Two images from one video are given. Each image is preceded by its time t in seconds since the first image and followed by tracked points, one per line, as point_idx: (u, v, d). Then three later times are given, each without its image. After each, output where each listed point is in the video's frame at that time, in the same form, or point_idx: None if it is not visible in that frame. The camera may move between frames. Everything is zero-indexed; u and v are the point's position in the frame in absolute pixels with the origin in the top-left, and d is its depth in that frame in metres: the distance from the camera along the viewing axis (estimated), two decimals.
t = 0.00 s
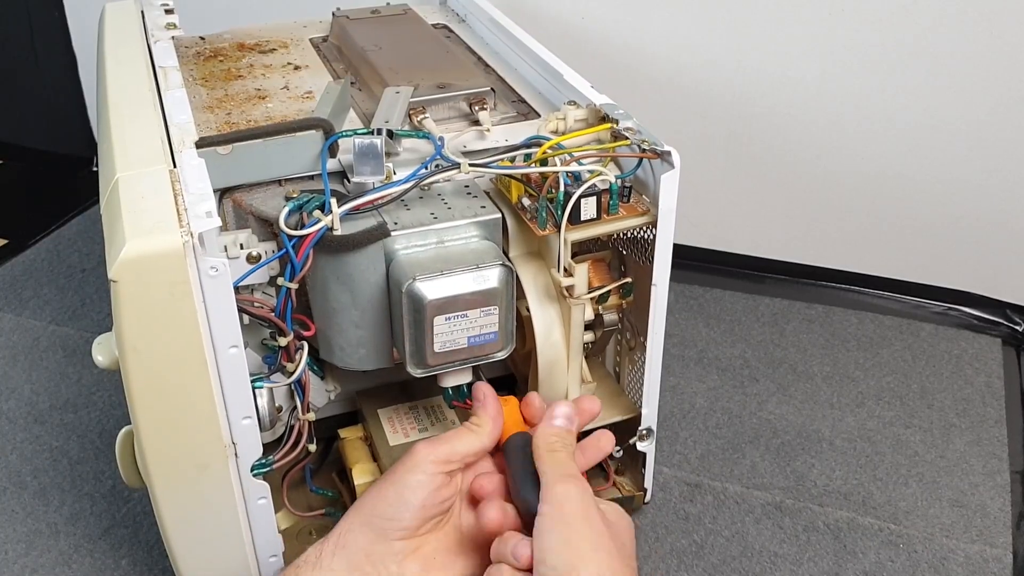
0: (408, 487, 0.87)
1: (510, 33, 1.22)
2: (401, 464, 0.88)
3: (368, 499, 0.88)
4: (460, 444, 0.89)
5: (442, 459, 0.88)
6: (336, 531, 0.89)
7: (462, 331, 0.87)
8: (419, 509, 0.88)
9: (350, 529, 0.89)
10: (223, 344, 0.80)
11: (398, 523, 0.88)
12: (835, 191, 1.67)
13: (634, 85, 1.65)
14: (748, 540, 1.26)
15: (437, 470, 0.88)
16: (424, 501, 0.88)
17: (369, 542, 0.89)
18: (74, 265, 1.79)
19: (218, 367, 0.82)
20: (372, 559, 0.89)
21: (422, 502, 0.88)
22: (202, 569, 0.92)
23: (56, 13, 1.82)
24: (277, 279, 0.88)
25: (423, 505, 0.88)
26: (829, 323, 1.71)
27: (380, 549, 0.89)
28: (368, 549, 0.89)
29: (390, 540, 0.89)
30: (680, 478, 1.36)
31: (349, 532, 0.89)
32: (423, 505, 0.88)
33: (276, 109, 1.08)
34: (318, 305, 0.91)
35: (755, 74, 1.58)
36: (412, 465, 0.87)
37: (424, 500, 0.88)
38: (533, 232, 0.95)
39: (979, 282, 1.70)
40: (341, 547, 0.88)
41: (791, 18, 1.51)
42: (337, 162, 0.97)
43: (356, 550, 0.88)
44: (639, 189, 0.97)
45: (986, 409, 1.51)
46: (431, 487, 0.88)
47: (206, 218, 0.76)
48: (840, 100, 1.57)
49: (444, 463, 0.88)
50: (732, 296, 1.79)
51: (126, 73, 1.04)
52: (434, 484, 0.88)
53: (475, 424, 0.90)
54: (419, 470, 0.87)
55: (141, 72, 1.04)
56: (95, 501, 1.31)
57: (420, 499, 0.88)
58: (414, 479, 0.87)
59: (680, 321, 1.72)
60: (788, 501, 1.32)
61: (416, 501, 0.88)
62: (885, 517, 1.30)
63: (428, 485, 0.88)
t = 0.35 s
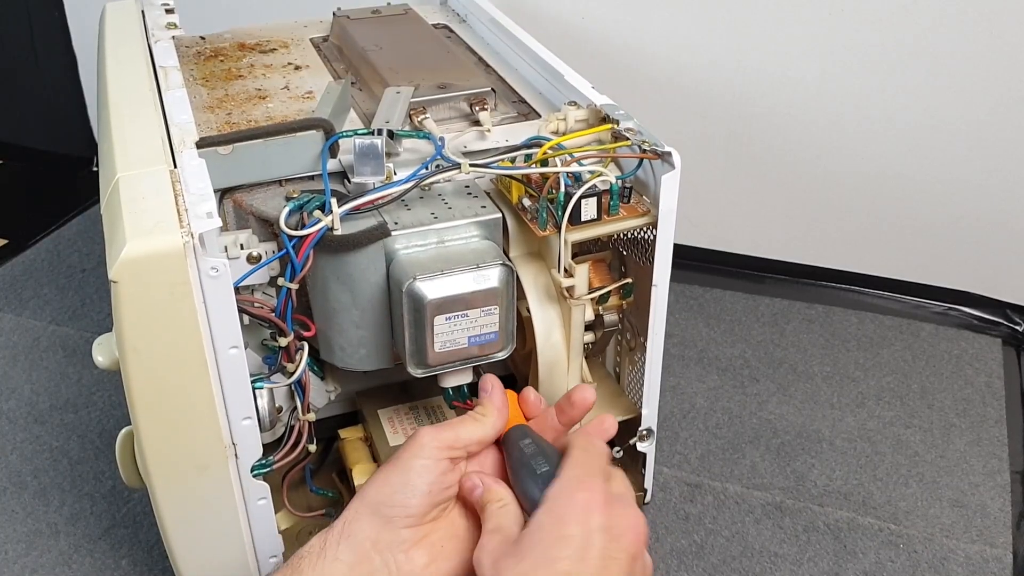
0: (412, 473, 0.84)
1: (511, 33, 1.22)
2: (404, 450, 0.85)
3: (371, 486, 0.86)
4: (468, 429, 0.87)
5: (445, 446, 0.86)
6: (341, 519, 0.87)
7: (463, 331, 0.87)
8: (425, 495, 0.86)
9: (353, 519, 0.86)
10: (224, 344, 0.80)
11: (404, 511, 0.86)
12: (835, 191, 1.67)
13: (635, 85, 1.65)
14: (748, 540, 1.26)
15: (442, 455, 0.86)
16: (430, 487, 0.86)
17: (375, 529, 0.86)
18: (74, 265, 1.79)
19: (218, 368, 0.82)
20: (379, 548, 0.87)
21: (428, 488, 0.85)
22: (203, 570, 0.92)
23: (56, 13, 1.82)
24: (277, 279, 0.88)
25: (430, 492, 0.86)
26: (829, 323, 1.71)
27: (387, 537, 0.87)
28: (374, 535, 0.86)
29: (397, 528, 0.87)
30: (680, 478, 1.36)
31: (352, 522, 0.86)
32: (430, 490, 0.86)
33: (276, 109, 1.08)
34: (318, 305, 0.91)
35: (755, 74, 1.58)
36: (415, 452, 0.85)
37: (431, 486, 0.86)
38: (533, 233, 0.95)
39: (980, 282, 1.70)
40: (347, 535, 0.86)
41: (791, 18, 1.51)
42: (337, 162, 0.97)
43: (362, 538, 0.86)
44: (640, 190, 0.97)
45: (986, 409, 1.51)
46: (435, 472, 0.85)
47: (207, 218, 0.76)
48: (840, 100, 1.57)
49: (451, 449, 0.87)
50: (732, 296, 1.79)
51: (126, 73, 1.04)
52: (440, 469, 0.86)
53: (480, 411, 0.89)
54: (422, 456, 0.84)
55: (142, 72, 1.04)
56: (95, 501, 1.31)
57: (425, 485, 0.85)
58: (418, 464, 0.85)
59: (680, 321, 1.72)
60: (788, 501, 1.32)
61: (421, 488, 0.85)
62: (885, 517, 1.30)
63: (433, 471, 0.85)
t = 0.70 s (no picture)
0: (407, 494, 0.86)
1: (511, 33, 1.22)
2: (400, 470, 0.86)
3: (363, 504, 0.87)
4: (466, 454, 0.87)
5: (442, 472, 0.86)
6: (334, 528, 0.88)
7: (463, 330, 0.87)
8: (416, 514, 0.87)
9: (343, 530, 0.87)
10: (223, 344, 0.80)
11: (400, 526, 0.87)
12: (835, 191, 1.67)
13: (634, 85, 1.65)
14: (748, 540, 1.26)
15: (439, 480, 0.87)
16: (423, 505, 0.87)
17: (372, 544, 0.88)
18: (74, 265, 1.79)
19: (217, 368, 0.82)
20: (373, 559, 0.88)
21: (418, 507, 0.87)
22: (203, 570, 0.92)
23: (56, 13, 1.82)
24: (277, 279, 0.88)
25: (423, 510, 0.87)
26: (829, 323, 1.71)
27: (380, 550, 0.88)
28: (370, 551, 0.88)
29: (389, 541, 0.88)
30: (679, 478, 1.36)
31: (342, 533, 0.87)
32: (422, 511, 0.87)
33: (276, 109, 1.08)
34: (318, 304, 0.91)
35: (755, 74, 1.58)
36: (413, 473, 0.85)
37: (423, 508, 0.87)
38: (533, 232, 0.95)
39: (980, 282, 1.70)
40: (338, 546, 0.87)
41: (791, 18, 1.51)
42: (337, 162, 0.97)
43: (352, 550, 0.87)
44: (639, 190, 0.97)
45: (986, 409, 1.51)
46: (430, 494, 0.87)
47: (206, 218, 0.76)
48: (839, 100, 1.57)
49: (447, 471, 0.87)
50: (732, 296, 1.79)
51: (126, 73, 1.04)
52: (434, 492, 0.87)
53: (486, 434, 0.88)
54: (418, 475, 0.85)
55: (141, 72, 1.04)
56: (95, 501, 1.31)
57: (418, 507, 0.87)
58: (414, 486, 0.86)
59: (680, 321, 1.72)
60: (788, 501, 1.32)
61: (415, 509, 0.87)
62: (885, 517, 1.30)
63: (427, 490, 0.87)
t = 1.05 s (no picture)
0: (410, 481, 0.81)
1: (511, 33, 1.22)
2: (402, 456, 0.82)
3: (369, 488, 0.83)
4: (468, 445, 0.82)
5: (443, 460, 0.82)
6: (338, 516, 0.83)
7: (463, 329, 0.87)
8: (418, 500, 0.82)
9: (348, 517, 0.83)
10: (223, 344, 0.80)
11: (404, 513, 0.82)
12: (835, 191, 1.67)
13: (634, 85, 1.65)
14: (748, 540, 1.26)
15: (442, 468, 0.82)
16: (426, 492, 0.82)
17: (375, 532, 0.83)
18: (74, 265, 1.79)
19: (218, 368, 0.81)
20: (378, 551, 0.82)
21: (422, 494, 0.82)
22: (203, 569, 0.92)
23: (56, 13, 1.82)
24: (277, 279, 0.88)
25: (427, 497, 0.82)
26: (829, 323, 1.71)
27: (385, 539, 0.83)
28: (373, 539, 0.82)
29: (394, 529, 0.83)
30: (679, 478, 1.36)
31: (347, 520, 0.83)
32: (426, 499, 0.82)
33: (276, 109, 1.08)
34: (318, 304, 0.91)
35: (755, 74, 1.58)
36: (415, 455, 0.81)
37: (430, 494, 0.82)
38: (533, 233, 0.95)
39: (980, 282, 1.70)
40: (342, 535, 0.83)
41: (791, 18, 1.51)
42: (337, 162, 0.97)
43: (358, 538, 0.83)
44: (640, 190, 0.97)
45: (986, 410, 1.51)
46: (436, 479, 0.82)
47: (207, 218, 0.76)
48: (839, 100, 1.57)
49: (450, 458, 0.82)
50: (732, 296, 1.79)
51: (126, 73, 1.04)
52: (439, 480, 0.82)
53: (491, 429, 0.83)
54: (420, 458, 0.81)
55: (141, 72, 1.04)
56: (95, 501, 1.31)
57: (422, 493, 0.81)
58: (416, 473, 0.81)
59: (680, 321, 1.72)
60: (788, 501, 1.32)
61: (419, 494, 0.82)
62: (885, 517, 1.30)
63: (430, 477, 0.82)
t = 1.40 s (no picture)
0: (408, 490, 0.82)
1: (511, 33, 1.22)
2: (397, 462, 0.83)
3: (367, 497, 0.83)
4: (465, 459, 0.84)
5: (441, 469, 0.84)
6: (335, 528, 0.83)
7: (463, 329, 0.87)
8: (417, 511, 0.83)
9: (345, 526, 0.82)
10: (224, 344, 0.80)
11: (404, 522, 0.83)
12: (835, 191, 1.67)
13: (634, 85, 1.65)
14: (748, 540, 1.26)
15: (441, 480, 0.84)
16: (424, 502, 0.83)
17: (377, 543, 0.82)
18: (74, 265, 1.79)
19: (218, 367, 0.81)
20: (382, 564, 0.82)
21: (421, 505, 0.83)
22: (203, 569, 0.92)
23: (56, 13, 1.82)
24: (278, 279, 0.88)
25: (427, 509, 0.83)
26: (829, 323, 1.71)
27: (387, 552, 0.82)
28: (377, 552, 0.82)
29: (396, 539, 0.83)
30: (679, 478, 1.36)
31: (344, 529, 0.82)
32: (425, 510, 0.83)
33: (276, 109, 1.08)
34: (317, 304, 0.91)
35: (755, 74, 1.58)
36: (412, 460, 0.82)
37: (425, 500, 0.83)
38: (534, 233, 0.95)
39: (980, 282, 1.70)
40: (340, 547, 0.82)
41: (791, 18, 1.51)
42: (338, 162, 0.97)
43: (355, 550, 0.81)
44: (640, 190, 0.97)
45: (986, 410, 1.51)
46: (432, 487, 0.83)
47: (207, 218, 0.76)
48: (839, 100, 1.57)
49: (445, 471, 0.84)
50: (732, 296, 1.79)
51: (126, 73, 1.04)
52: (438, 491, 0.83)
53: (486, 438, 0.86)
54: (417, 467, 0.82)
55: (142, 71, 1.04)
56: (95, 501, 1.31)
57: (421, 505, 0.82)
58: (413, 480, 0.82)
59: (680, 321, 1.72)
60: (788, 501, 1.32)
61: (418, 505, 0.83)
62: (885, 517, 1.30)
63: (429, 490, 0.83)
